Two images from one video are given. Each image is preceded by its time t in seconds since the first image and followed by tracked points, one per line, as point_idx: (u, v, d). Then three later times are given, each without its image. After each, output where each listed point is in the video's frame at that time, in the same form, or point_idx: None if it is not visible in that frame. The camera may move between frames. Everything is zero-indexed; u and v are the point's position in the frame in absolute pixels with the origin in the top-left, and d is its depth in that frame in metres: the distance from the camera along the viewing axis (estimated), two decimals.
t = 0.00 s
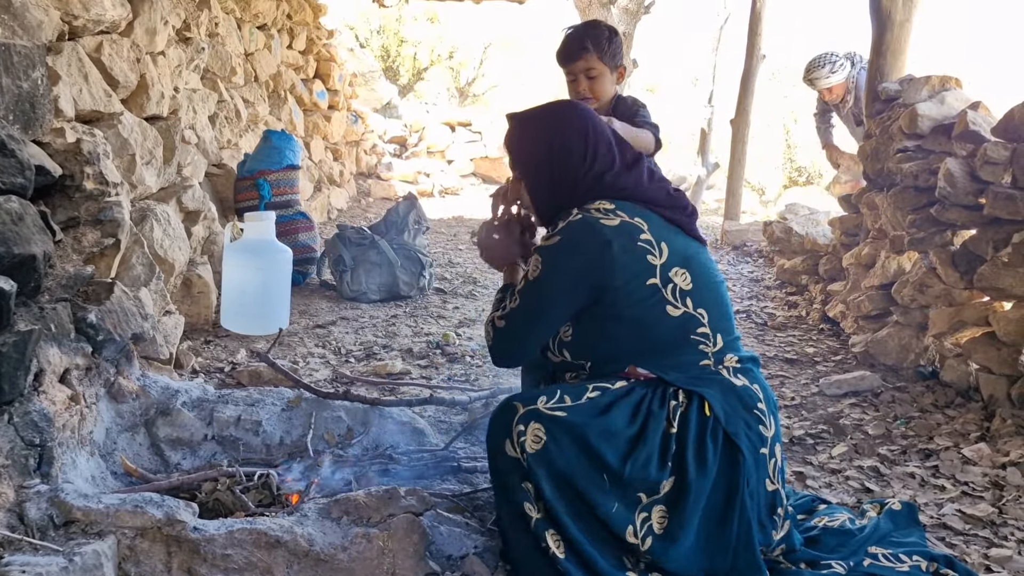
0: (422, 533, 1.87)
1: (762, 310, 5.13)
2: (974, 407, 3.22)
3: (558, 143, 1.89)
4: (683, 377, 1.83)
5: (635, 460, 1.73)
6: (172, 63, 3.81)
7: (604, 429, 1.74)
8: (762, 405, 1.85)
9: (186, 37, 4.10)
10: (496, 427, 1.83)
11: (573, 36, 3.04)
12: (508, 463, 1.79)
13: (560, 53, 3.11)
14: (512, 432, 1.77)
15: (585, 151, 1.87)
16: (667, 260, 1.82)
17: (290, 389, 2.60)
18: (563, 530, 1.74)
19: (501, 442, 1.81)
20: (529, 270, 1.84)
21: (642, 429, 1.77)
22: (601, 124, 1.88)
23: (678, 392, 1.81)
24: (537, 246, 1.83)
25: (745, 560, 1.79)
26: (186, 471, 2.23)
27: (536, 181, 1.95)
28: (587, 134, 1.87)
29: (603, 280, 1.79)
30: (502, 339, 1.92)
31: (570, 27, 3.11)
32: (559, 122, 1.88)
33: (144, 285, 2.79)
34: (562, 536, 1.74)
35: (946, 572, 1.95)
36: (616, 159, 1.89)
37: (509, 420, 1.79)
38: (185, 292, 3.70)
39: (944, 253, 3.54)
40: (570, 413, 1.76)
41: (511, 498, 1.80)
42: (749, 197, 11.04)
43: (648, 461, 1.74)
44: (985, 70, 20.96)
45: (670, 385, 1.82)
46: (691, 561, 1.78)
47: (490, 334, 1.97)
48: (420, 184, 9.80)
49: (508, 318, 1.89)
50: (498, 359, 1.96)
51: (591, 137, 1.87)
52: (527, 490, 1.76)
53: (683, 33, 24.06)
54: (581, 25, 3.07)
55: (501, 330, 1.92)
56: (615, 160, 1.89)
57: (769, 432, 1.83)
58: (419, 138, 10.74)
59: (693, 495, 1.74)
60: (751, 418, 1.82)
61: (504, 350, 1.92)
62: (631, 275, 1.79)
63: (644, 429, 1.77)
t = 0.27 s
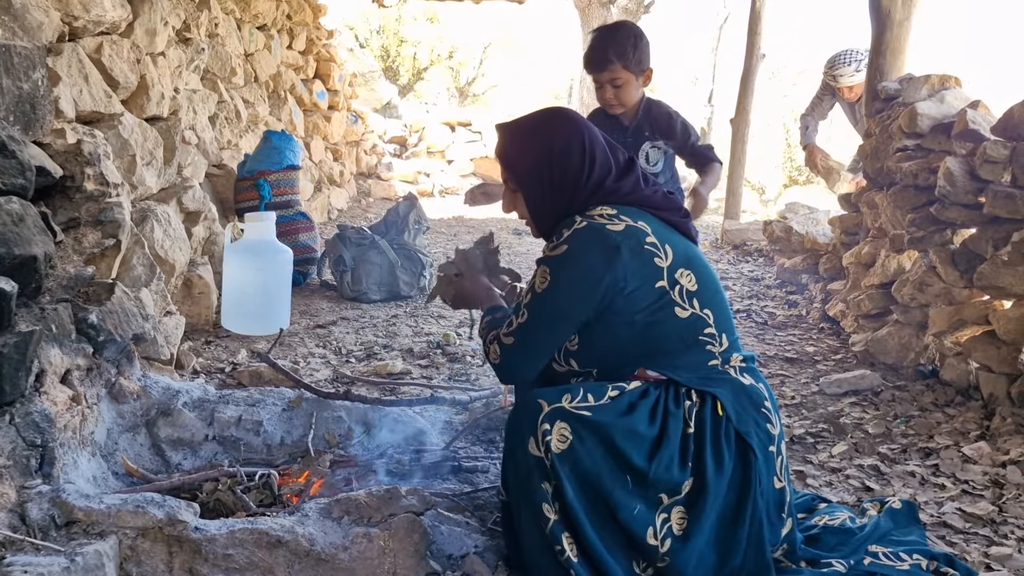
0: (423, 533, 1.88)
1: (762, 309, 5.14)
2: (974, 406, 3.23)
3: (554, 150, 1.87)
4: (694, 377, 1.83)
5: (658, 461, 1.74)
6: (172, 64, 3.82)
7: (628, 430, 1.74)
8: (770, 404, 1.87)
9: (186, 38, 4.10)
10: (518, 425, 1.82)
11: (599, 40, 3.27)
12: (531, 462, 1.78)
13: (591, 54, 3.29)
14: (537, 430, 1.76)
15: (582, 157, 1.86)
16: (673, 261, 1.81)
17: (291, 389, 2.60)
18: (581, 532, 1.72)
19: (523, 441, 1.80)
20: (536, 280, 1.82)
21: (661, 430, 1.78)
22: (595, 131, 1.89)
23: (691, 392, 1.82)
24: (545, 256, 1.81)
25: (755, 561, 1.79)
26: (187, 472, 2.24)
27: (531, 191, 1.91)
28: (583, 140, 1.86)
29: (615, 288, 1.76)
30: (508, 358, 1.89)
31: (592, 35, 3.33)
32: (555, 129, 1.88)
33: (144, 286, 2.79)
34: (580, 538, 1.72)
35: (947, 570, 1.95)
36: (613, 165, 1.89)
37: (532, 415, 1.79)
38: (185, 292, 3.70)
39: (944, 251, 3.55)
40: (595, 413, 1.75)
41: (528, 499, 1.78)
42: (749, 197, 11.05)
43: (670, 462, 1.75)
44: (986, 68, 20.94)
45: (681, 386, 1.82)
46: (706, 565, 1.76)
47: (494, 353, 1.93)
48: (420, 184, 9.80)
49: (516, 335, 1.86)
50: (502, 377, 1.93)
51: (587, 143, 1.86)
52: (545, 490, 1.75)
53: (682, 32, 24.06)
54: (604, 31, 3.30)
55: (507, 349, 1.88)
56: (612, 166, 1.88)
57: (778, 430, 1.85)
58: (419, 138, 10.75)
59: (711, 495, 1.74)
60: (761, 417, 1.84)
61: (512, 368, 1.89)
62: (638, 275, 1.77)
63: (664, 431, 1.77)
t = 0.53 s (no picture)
0: (424, 533, 1.88)
1: (763, 308, 5.13)
2: (974, 404, 3.23)
3: (534, 159, 1.82)
4: (695, 374, 1.84)
5: (671, 459, 1.75)
6: (172, 65, 3.82)
7: (642, 430, 1.74)
8: (770, 396, 1.90)
9: (185, 39, 4.10)
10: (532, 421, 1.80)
11: (663, 41, 3.09)
12: (543, 461, 1.76)
13: (657, 52, 3.11)
14: (551, 429, 1.75)
15: (564, 164, 1.82)
16: (665, 258, 1.81)
17: (291, 390, 2.60)
18: (591, 533, 1.72)
19: (535, 439, 1.78)
20: (530, 290, 1.77)
21: (672, 429, 1.78)
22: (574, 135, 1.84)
23: (693, 388, 1.84)
24: (540, 266, 1.76)
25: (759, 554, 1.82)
26: (188, 473, 2.23)
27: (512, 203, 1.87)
28: (564, 147, 1.82)
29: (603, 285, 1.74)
30: (504, 374, 1.83)
31: (660, 30, 3.14)
32: (532, 138, 1.83)
33: (144, 287, 2.79)
34: (590, 539, 1.72)
35: (947, 569, 1.95)
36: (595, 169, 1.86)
37: (547, 414, 1.77)
38: (185, 293, 3.70)
39: (944, 249, 3.54)
40: (609, 413, 1.74)
41: (538, 499, 1.78)
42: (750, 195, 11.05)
43: (681, 460, 1.76)
44: (986, 66, 20.91)
45: (683, 382, 1.83)
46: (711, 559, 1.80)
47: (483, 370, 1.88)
48: (420, 184, 9.79)
49: (514, 349, 1.81)
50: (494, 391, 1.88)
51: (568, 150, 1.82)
52: (556, 490, 1.74)
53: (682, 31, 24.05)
54: (672, 28, 3.11)
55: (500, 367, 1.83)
56: (594, 170, 1.85)
57: (778, 422, 1.88)
58: (418, 138, 10.74)
59: (719, 491, 1.77)
60: (761, 410, 1.86)
61: (507, 382, 1.84)
62: (630, 277, 1.76)
63: (674, 429, 1.78)
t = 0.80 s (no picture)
0: (425, 532, 1.88)
1: (763, 307, 5.13)
2: (975, 403, 3.22)
3: (509, 169, 1.85)
4: (695, 360, 1.83)
5: (692, 445, 1.72)
6: (172, 64, 3.82)
7: (664, 417, 1.71)
8: (766, 377, 1.93)
9: (186, 38, 4.10)
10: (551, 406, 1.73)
11: (686, 31, 3.10)
12: (563, 448, 1.69)
13: (681, 41, 3.12)
14: (574, 415, 1.69)
15: (539, 174, 1.85)
16: (642, 253, 1.82)
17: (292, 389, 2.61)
18: (610, 522, 1.67)
19: (554, 426, 1.71)
20: (506, 292, 1.73)
21: (690, 415, 1.76)
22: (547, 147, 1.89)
23: (695, 373, 1.83)
24: (519, 269, 1.72)
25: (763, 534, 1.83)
26: (188, 471, 2.23)
27: (489, 215, 1.88)
28: (538, 158, 1.86)
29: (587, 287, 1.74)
30: (471, 377, 1.75)
31: (685, 20, 3.16)
32: (508, 151, 1.86)
33: (145, 286, 2.79)
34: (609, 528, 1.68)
35: (948, 568, 1.94)
36: (568, 177, 1.88)
37: (568, 401, 1.70)
38: (186, 292, 3.70)
39: (945, 248, 3.54)
40: (634, 400, 1.70)
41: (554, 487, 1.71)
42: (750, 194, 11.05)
43: (699, 444, 1.74)
44: (987, 65, 20.89)
45: (684, 369, 1.82)
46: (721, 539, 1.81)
47: (443, 377, 1.78)
48: (420, 184, 9.77)
49: (484, 350, 1.74)
50: (452, 398, 1.78)
51: (542, 160, 1.86)
52: (577, 477, 1.69)
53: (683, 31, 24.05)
54: (697, 18, 3.12)
55: (468, 369, 1.76)
56: (568, 179, 1.88)
57: (778, 402, 1.91)
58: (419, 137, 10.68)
59: (735, 473, 1.77)
60: (761, 390, 1.88)
61: (471, 388, 1.76)
62: (609, 268, 1.76)
63: (691, 415, 1.76)
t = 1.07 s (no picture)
0: (426, 531, 1.88)
1: (764, 306, 5.12)
2: (976, 402, 3.22)
3: (483, 180, 1.86)
4: (690, 344, 1.85)
5: (707, 426, 1.74)
6: (173, 63, 3.81)
7: (681, 400, 1.72)
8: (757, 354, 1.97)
9: (187, 36, 4.10)
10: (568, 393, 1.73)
11: (679, 24, 3.15)
12: (584, 433, 1.69)
13: (676, 33, 3.15)
14: (595, 401, 1.69)
15: (513, 182, 1.86)
16: (618, 245, 1.83)
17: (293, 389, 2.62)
18: (628, 506, 1.67)
19: (572, 413, 1.70)
20: (480, 285, 1.74)
21: (702, 396, 1.77)
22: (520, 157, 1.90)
23: (695, 357, 1.85)
24: (495, 265, 1.73)
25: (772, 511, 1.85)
26: (189, 470, 2.22)
27: (466, 226, 1.89)
28: (510, 167, 1.88)
29: (563, 283, 1.75)
30: (436, 363, 1.78)
31: (679, 16, 3.20)
32: (481, 162, 1.88)
33: (146, 284, 2.79)
34: (627, 512, 1.67)
35: (949, 568, 1.94)
36: (543, 183, 1.89)
37: (587, 386, 1.70)
38: (186, 291, 3.71)
39: (946, 247, 3.54)
40: (651, 382, 1.71)
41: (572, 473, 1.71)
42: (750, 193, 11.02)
43: (714, 425, 1.75)
44: (988, 65, 20.88)
45: (682, 354, 1.84)
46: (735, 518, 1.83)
47: (405, 364, 1.80)
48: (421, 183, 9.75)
49: (448, 337, 1.77)
50: (415, 384, 1.80)
51: (514, 169, 1.87)
52: (596, 463, 1.69)
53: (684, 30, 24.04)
54: (691, 14, 3.17)
55: (432, 356, 1.78)
56: (544, 185, 1.88)
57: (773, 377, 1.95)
58: (420, 136, 10.66)
59: (747, 450, 1.79)
60: (756, 367, 1.92)
61: (435, 374, 1.78)
62: (587, 262, 1.76)
63: (703, 397, 1.77)
